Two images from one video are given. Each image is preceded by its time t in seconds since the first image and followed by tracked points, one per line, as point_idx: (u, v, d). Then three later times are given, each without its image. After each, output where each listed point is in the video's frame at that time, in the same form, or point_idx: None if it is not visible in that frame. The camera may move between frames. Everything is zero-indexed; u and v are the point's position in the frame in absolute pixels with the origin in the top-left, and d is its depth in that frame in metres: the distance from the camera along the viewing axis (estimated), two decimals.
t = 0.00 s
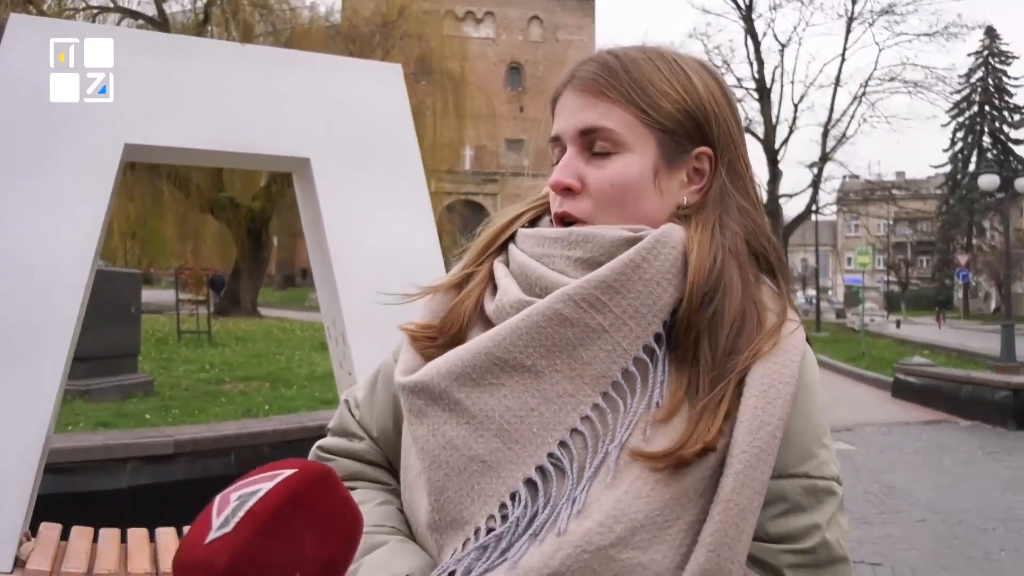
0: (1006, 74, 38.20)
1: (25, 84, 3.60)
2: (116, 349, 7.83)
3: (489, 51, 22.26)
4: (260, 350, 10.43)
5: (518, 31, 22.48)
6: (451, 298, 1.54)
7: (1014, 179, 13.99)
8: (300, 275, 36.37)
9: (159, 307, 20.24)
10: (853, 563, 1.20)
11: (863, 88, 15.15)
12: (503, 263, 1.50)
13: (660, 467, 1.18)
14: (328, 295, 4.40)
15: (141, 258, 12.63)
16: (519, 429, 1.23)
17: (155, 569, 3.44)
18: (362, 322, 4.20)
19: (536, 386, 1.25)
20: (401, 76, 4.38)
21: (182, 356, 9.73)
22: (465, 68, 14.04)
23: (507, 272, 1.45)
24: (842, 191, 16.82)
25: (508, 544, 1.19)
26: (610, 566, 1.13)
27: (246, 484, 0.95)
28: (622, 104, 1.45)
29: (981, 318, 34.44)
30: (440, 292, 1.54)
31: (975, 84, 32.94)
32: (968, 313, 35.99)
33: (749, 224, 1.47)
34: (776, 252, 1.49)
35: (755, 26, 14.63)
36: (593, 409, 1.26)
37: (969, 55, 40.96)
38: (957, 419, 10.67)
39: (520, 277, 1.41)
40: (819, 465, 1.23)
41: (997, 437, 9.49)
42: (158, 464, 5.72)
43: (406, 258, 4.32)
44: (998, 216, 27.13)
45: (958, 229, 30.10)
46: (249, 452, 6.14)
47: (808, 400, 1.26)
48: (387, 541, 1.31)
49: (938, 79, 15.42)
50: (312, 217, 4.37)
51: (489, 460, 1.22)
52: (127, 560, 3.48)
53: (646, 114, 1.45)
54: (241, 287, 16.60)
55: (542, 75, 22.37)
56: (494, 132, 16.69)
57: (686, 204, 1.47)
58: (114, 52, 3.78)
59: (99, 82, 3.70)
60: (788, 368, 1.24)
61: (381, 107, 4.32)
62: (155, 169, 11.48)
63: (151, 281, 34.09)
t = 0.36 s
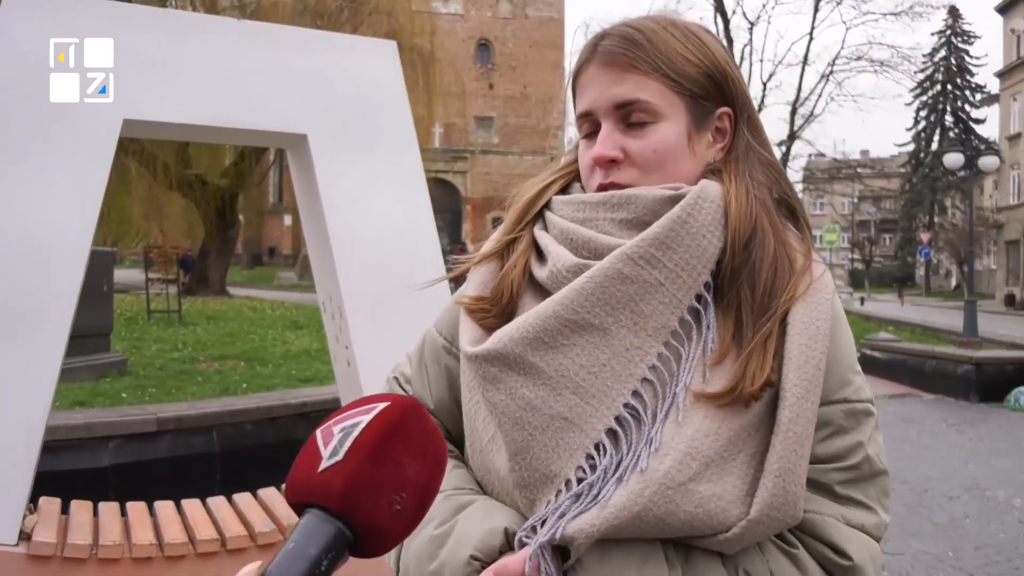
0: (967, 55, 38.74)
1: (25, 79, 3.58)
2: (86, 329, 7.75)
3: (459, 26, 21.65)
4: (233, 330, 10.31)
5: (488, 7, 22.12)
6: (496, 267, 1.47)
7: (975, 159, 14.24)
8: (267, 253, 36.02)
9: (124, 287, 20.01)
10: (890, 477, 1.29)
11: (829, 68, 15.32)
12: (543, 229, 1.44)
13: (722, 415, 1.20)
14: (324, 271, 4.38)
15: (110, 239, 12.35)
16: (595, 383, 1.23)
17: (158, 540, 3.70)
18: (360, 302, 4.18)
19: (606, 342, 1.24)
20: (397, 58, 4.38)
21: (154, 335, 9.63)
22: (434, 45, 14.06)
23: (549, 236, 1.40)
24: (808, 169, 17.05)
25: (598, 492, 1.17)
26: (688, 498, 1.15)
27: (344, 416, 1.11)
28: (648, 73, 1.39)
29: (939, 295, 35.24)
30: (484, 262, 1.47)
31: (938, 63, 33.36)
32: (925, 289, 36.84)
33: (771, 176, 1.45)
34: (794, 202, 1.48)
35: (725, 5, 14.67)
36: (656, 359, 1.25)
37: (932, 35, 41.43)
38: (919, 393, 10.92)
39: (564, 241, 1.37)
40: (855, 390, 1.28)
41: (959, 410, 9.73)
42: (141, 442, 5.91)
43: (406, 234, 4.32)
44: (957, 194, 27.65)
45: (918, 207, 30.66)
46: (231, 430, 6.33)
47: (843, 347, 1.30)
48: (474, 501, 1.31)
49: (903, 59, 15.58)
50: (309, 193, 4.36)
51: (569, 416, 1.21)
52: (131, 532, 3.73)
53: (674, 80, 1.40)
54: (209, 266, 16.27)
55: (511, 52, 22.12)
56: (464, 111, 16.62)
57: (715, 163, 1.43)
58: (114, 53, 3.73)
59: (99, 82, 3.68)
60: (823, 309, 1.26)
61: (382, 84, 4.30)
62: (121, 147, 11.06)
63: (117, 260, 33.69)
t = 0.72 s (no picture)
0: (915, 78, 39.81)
1: (31, 81, 3.65)
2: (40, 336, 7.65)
3: (421, 38, 21.71)
4: (189, 338, 10.16)
5: (450, 18, 21.91)
6: (514, 294, 1.51)
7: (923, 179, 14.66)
8: (222, 260, 35.58)
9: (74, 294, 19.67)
10: (897, 476, 1.34)
11: (784, 87, 15.67)
12: (559, 254, 1.48)
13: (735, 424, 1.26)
14: (299, 281, 4.48)
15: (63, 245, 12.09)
16: (613, 395, 1.28)
17: (129, 551, 3.77)
18: (333, 311, 4.33)
19: (621, 357, 1.29)
20: (372, 71, 4.54)
21: (108, 343, 9.47)
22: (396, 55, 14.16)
23: (568, 260, 1.44)
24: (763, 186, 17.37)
25: (627, 497, 1.23)
26: (715, 501, 1.19)
27: (372, 419, 1.30)
28: (655, 103, 1.44)
29: (885, 310, 36.16)
30: (504, 288, 1.51)
31: (888, 85, 34.24)
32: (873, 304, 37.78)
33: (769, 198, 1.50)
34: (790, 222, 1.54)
35: (684, 23, 14.95)
36: (667, 371, 1.30)
37: (882, 58, 42.49)
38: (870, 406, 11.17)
39: (583, 266, 1.40)
40: (862, 396, 1.33)
41: (908, 422, 10.00)
42: (99, 452, 5.86)
43: (377, 251, 4.51)
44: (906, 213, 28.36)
45: (868, 225, 31.39)
46: (192, 440, 6.28)
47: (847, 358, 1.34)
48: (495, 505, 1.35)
49: (855, 81, 15.99)
50: (286, 205, 4.45)
51: (590, 425, 1.26)
52: (102, 542, 3.81)
53: (680, 109, 1.44)
54: (164, 274, 15.88)
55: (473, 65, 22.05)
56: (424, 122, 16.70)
57: (717, 186, 1.48)
58: (113, 52, 3.80)
59: (99, 82, 3.74)
60: (828, 321, 1.31)
61: (354, 99, 4.46)
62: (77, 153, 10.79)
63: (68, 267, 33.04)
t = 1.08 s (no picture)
0: (889, 84, 40.26)
1: (31, 81, 3.66)
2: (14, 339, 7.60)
3: (398, 40, 21.67)
4: (165, 342, 10.06)
5: (427, 21, 21.82)
6: (540, 301, 1.58)
7: (897, 183, 14.85)
8: (196, 262, 35.27)
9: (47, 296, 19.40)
10: (933, 460, 1.36)
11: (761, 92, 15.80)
12: (584, 259, 1.55)
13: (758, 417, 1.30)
14: (285, 286, 4.45)
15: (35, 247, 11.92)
16: (634, 390, 1.33)
17: (116, 554, 3.75)
18: (318, 315, 4.31)
19: (643, 353, 1.34)
20: (356, 74, 4.52)
21: (83, 347, 9.36)
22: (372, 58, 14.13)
23: (592, 265, 1.50)
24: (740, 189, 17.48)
25: (654, 482, 1.27)
26: (748, 488, 1.23)
27: (383, 420, 1.32)
28: (671, 110, 1.50)
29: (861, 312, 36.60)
30: (530, 295, 1.58)
31: (862, 90, 34.59)
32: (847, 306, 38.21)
33: (789, 192, 1.55)
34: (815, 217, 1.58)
35: (663, 28, 15.02)
36: (690, 366, 1.35)
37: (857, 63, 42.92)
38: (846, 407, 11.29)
39: (607, 270, 1.46)
40: (889, 382, 1.35)
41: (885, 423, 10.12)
42: (76, 458, 5.79)
43: (362, 253, 4.49)
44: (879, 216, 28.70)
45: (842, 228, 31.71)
46: (172, 444, 6.24)
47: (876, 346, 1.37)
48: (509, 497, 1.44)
49: (830, 86, 16.15)
50: (270, 208, 4.43)
51: (613, 419, 1.31)
52: (87, 546, 3.79)
53: (696, 114, 1.50)
54: (138, 278, 15.67)
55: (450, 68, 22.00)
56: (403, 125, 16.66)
57: (738, 185, 1.53)
58: (113, 53, 3.79)
59: (99, 82, 3.74)
60: (853, 310, 1.33)
61: (340, 101, 4.46)
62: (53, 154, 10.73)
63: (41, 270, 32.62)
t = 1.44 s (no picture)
0: (880, 85, 40.39)
1: (29, 79, 3.66)
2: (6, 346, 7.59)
3: (389, 44, 21.69)
4: (158, 348, 10.04)
5: (418, 25, 21.87)
6: (564, 320, 1.56)
7: (888, 184, 14.89)
8: (189, 267, 35.18)
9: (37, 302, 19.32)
10: (957, 478, 1.32)
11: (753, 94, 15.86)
12: (609, 276, 1.52)
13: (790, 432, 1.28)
14: (277, 290, 4.43)
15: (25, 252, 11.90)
16: (657, 410, 1.30)
17: (107, 560, 3.73)
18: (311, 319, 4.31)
19: (666, 373, 1.31)
20: (347, 78, 4.54)
21: (75, 353, 9.33)
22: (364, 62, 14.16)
23: (617, 282, 1.47)
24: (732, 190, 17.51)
25: (668, 522, 1.28)
26: (776, 516, 1.23)
27: (390, 429, 1.32)
28: (684, 120, 1.50)
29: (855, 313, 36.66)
30: (551, 317, 1.56)
31: (853, 92, 34.69)
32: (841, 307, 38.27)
33: (809, 184, 1.57)
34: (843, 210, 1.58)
35: (654, 30, 15.06)
36: (716, 383, 1.32)
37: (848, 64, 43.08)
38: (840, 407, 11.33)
39: (632, 286, 1.43)
40: (922, 395, 1.32)
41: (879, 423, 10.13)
42: (67, 464, 5.78)
43: (356, 259, 4.50)
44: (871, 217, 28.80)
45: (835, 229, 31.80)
46: (164, 451, 6.23)
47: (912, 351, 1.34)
48: (524, 559, 1.37)
49: (821, 88, 16.21)
50: (261, 213, 4.42)
51: (635, 440, 1.29)
52: (78, 552, 3.77)
53: (708, 122, 1.50)
54: (130, 283, 15.65)
55: (441, 71, 22.04)
56: (395, 128, 16.68)
57: (758, 191, 1.53)
58: (112, 54, 3.78)
59: (100, 82, 3.73)
60: (888, 316, 1.31)
61: (326, 111, 4.45)
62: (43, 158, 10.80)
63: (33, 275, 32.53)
